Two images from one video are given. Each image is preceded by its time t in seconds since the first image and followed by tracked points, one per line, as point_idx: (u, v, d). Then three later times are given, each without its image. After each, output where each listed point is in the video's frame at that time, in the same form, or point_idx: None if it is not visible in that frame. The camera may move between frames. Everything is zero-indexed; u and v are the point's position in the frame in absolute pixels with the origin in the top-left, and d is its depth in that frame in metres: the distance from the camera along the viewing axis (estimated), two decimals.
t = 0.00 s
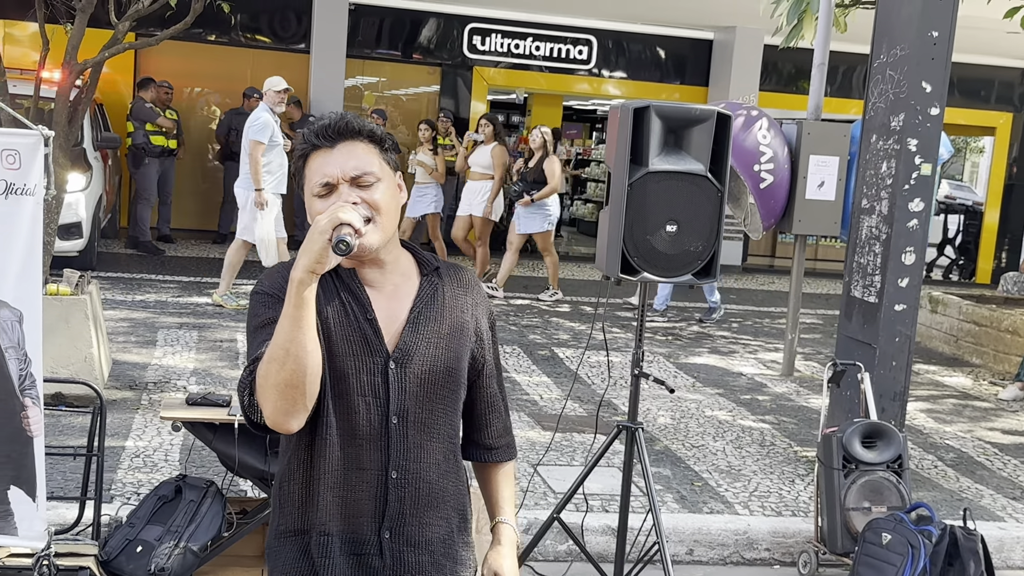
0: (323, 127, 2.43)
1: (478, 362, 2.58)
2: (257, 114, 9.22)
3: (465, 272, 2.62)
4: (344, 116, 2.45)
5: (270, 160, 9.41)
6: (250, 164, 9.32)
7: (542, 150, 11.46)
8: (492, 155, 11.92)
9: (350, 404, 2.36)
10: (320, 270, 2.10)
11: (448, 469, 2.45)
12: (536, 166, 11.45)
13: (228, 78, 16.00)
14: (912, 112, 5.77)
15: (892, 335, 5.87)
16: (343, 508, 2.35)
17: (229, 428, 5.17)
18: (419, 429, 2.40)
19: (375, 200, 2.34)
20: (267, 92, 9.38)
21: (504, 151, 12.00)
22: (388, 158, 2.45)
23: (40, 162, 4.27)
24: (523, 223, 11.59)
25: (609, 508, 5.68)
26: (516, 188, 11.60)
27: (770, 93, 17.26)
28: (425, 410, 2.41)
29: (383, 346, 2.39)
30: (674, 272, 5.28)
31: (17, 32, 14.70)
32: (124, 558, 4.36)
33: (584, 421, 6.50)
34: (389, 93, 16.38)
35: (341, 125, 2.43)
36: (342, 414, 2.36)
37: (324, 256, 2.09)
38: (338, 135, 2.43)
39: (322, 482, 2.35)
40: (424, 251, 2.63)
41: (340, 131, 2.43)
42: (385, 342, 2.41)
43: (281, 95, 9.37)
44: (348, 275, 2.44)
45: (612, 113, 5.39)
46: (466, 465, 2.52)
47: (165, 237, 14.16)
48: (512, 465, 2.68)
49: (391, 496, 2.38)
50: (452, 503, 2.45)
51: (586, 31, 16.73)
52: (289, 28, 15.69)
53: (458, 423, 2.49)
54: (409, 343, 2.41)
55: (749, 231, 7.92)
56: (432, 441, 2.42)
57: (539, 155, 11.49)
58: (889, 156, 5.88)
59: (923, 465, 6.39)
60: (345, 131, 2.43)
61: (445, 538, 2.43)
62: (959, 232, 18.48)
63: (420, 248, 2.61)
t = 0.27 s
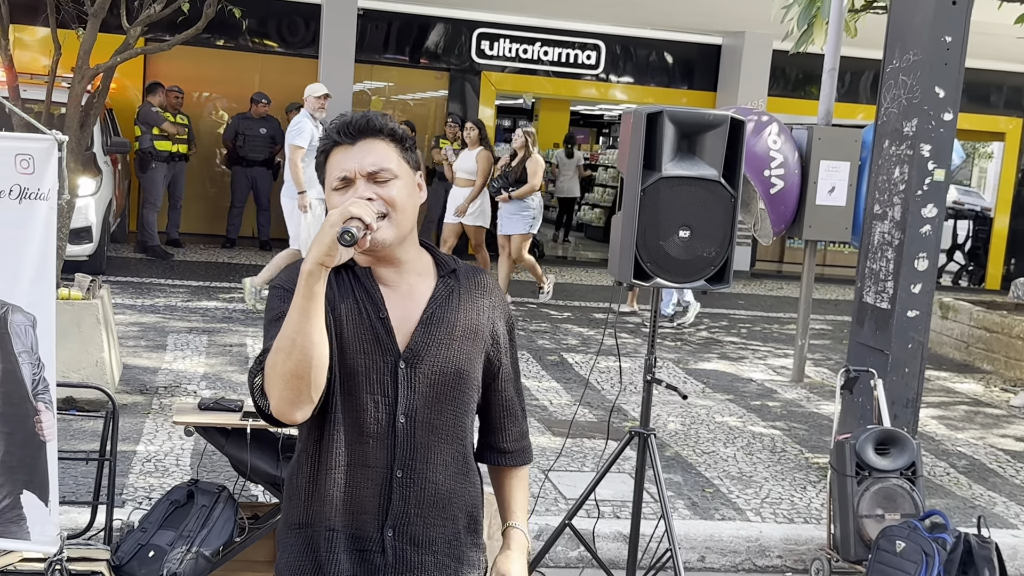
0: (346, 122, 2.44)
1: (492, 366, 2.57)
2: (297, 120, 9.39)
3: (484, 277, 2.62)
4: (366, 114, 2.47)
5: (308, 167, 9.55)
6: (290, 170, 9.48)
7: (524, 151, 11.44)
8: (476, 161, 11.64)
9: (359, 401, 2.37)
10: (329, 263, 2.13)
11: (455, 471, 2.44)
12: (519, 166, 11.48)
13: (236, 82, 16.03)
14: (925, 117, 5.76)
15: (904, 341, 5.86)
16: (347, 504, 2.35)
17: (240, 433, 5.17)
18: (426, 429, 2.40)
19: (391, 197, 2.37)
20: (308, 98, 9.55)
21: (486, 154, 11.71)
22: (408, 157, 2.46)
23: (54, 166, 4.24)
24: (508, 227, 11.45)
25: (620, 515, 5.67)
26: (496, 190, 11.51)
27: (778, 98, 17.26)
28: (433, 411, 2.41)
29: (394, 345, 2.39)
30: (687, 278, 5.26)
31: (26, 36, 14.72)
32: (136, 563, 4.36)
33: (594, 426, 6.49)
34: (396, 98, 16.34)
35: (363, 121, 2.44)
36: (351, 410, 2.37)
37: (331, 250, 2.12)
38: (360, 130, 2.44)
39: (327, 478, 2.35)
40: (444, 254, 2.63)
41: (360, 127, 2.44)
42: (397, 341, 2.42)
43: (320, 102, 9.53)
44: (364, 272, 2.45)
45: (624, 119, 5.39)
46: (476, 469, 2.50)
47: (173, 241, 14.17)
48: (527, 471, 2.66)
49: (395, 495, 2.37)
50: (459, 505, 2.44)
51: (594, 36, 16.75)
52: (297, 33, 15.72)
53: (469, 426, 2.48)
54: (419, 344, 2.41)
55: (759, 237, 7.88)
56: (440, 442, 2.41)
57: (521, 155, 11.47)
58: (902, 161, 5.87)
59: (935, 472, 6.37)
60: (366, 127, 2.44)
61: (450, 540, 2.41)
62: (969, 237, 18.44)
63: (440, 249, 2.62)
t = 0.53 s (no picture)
0: (367, 119, 2.38)
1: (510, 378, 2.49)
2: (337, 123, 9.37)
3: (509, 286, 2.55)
4: (392, 112, 2.41)
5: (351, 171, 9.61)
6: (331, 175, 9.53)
7: (519, 156, 11.48)
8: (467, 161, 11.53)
9: (361, 403, 2.35)
10: (329, 254, 2.11)
11: (457, 481, 2.37)
12: (516, 170, 11.40)
13: (252, 87, 16.05)
14: (947, 121, 5.73)
15: (925, 346, 5.83)
16: (342, 504, 2.34)
17: (259, 438, 5.17)
18: (427, 437, 2.35)
19: (406, 194, 2.29)
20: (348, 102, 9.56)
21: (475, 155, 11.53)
22: (431, 155, 2.38)
23: (75, 171, 4.25)
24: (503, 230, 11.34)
25: (639, 521, 5.64)
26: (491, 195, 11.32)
27: (794, 101, 17.21)
28: (435, 420, 2.35)
29: (399, 351, 2.35)
30: (708, 283, 5.24)
31: (43, 41, 14.76)
32: (156, 568, 4.37)
33: (613, 431, 6.46)
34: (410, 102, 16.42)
35: (385, 119, 2.38)
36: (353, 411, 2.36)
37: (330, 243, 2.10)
38: (381, 128, 2.38)
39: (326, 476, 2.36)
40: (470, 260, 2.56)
41: (384, 124, 2.38)
42: (405, 346, 2.37)
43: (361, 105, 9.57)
44: (378, 275, 2.42)
45: (645, 123, 5.37)
46: (484, 481, 2.43)
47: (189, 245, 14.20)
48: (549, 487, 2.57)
49: (389, 502, 2.33)
50: (459, 516, 2.38)
51: (609, 39, 16.74)
52: (312, 37, 15.72)
53: (477, 437, 2.41)
54: (425, 351, 2.36)
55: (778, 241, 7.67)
56: (441, 451, 2.36)
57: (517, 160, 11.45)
58: (923, 165, 5.84)
59: (956, 479, 6.32)
60: (387, 125, 2.38)
61: (446, 551, 2.35)
62: (986, 242, 18.45)
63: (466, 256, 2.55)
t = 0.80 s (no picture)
0: (378, 121, 2.47)
1: (503, 389, 2.50)
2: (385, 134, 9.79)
3: (509, 297, 2.57)
4: (403, 116, 2.49)
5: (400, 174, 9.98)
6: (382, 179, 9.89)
7: (518, 159, 11.34)
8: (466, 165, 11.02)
9: (347, 405, 2.43)
10: (312, 252, 2.21)
11: (438, 488, 2.41)
12: (513, 174, 11.38)
13: (273, 90, 16.09)
14: (972, 124, 5.66)
15: (951, 351, 5.77)
16: (325, 502, 2.43)
17: (283, 443, 5.17)
18: (407, 442, 2.39)
19: (406, 195, 2.37)
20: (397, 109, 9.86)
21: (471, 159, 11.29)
22: (434, 160, 2.45)
23: (100, 176, 4.13)
24: (500, 233, 11.29)
25: (663, 526, 5.61)
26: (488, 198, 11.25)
27: (816, 104, 17.14)
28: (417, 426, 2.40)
29: (386, 356, 2.41)
30: (732, 287, 5.20)
31: (66, 46, 14.86)
32: (179, 572, 4.37)
33: (636, 436, 6.44)
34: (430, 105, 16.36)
35: (395, 122, 2.47)
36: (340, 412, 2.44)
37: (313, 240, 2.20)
38: (391, 130, 2.46)
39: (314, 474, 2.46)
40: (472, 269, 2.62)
41: (393, 126, 2.47)
42: (392, 351, 2.43)
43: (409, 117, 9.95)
44: (374, 278, 2.51)
45: (668, 128, 5.34)
46: (470, 489, 2.46)
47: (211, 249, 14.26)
48: (550, 502, 2.58)
49: (367, 504, 2.39)
50: (439, 522, 2.41)
51: (629, 42, 16.75)
52: (334, 41, 15.98)
53: (461, 444, 2.44)
54: (411, 357, 2.41)
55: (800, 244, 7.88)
56: (421, 456, 2.40)
57: (516, 163, 11.35)
58: (949, 168, 5.78)
59: (983, 485, 6.26)
60: (397, 128, 2.46)
61: (422, 556, 2.39)
62: (1010, 245, 18.32)
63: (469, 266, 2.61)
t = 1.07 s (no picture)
0: (358, 132, 2.65)
1: (459, 399, 2.60)
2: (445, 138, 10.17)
3: (476, 310, 2.67)
4: (387, 126, 2.66)
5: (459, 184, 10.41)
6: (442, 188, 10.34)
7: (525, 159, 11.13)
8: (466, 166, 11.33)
9: (308, 405, 2.60)
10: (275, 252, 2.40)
11: (388, 491, 2.55)
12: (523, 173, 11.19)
13: (301, 93, 16.15)
14: (1007, 125, 5.56)
15: (986, 355, 5.70)
16: (284, 494, 2.62)
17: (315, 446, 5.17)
18: (359, 445, 2.54)
19: (378, 203, 2.54)
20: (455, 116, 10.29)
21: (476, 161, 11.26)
22: (411, 171, 2.62)
23: (132, 181, 4.11)
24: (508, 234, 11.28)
25: (693, 531, 5.58)
26: (496, 198, 11.24)
27: (847, 105, 17.02)
28: (369, 431, 2.54)
29: (346, 361, 2.56)
30: (763, 291, 5.17)
31: (98, 50, 15.00)
32: None
33: (666, 440, 6.41)
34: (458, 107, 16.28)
35: (375, 132, 2.64)
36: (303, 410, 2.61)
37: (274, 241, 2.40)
38: (370, 140, 2.64)
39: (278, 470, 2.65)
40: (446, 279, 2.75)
41: (375, 136, 2.64)
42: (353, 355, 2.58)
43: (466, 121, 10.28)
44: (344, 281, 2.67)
45: (699, 129, 5.30)
46: (421, 494, 2.58)
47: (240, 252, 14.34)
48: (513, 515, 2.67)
49: (318, 501, 2.55)
50: (387, 525, 2.54)
51: (658, 44, 16.71)
52: (362, 44, 16.02)
53: (413, 450, 2.57)
54: (368, 364, 2.55)
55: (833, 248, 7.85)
56: (373, 460, 2.54)
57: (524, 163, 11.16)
58: (983, 170, 5.69)
59: (1020, 490, 6.18)
60: (376, 140, 2.64)
61: (367, 554, 2.55)
62: None
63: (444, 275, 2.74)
